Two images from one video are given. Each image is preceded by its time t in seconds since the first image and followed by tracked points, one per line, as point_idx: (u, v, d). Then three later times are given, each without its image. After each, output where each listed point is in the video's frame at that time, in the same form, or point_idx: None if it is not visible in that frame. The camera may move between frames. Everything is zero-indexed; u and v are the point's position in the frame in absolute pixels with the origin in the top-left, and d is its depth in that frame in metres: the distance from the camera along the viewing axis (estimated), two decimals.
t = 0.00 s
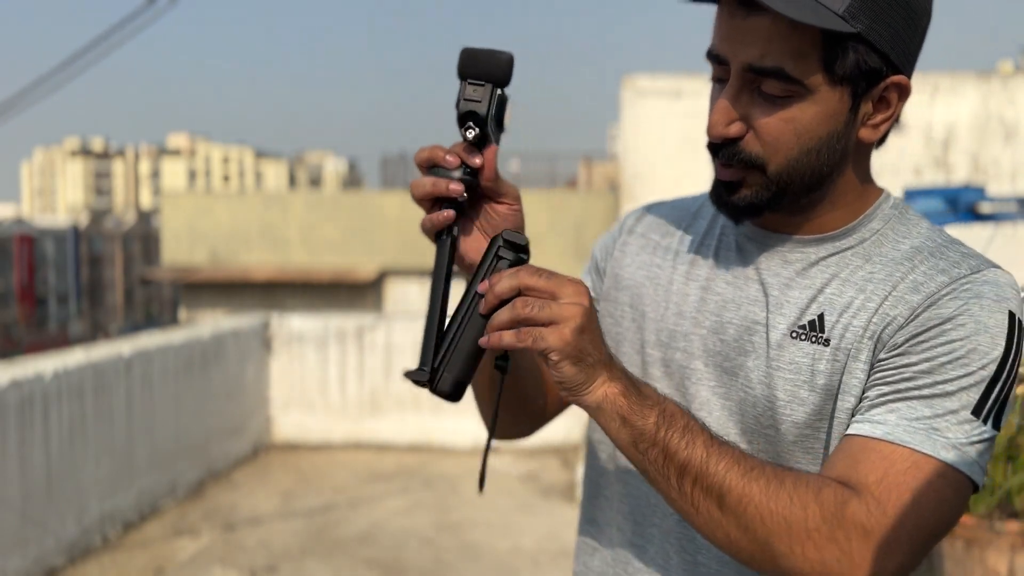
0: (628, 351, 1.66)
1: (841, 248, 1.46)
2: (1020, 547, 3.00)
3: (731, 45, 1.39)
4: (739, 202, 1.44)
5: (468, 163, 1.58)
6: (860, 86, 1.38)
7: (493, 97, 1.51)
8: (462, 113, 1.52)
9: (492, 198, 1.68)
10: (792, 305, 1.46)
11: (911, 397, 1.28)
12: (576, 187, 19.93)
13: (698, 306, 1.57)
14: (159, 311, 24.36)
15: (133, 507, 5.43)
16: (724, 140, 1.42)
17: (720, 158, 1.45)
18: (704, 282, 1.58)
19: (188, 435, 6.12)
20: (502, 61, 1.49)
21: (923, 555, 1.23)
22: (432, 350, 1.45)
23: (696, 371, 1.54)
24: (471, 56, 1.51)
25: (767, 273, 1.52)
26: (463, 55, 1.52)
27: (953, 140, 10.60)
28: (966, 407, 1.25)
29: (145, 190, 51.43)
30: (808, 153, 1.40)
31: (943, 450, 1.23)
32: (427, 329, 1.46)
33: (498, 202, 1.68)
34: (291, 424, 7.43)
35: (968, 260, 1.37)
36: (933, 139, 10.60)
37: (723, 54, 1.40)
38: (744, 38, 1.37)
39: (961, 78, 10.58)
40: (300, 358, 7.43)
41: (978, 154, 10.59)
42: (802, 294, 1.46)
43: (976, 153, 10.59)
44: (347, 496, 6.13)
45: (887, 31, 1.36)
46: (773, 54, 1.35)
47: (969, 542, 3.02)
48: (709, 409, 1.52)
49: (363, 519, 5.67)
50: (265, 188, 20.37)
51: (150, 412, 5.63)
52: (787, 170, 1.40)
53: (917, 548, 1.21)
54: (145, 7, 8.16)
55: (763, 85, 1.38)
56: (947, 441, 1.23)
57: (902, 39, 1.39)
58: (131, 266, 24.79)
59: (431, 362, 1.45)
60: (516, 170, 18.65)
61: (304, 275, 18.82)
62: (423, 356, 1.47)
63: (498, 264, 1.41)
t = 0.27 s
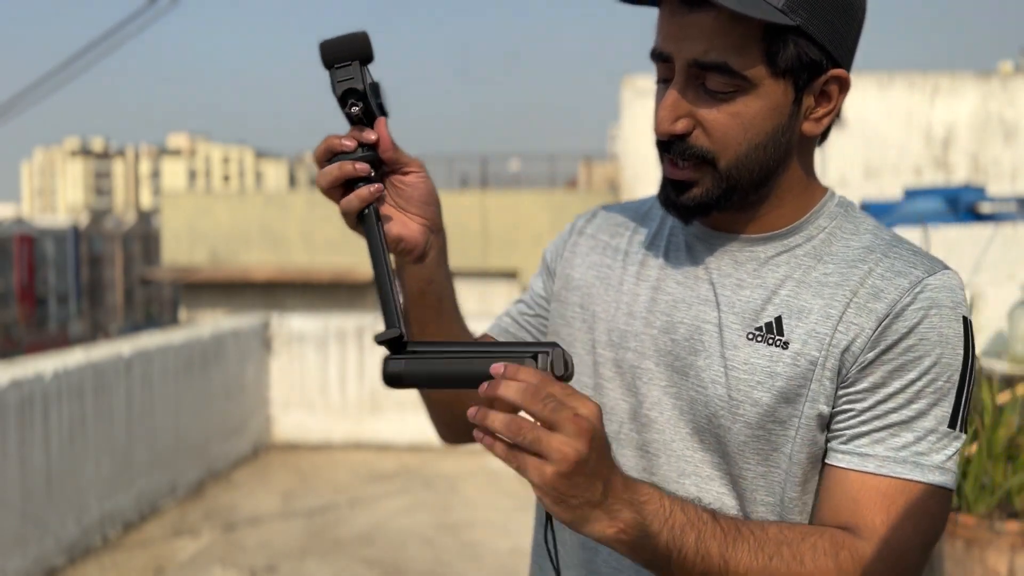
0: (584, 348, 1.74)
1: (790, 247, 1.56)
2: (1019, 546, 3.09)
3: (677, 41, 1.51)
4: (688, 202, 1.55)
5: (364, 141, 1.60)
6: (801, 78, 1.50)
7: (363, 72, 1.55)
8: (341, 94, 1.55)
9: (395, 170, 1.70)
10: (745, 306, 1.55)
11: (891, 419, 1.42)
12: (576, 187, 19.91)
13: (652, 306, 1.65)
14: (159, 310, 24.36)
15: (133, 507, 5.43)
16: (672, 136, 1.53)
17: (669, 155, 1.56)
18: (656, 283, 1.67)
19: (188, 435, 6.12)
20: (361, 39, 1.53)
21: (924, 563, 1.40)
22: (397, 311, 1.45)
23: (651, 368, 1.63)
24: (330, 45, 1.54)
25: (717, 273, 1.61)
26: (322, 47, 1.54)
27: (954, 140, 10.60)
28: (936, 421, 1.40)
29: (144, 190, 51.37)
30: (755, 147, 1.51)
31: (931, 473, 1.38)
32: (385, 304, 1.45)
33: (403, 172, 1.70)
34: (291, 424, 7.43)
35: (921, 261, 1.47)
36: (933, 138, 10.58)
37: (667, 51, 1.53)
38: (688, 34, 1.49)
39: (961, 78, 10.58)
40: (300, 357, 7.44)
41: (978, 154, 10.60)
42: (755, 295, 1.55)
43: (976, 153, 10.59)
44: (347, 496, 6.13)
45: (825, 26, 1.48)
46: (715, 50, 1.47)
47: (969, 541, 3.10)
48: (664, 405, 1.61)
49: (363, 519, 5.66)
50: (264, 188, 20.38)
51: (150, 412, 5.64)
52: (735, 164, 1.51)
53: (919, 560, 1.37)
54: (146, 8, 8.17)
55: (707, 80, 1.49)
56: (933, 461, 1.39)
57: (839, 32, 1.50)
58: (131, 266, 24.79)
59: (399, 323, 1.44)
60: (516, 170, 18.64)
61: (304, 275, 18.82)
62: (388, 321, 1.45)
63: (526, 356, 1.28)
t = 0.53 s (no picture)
0: (531, 356, 1.73)
1: (734, 253, 1.58)
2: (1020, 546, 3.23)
3: (618, 57, 1.50)
4: (639, 212, 1.54)
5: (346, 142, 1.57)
6: (743, 90, 1.52)
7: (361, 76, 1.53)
8: (339, 92, 1.50)
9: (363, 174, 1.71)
10: (695, 312, 1.57)
11: (850, 425, 1.45)
12: (576, 188, 19.92)
13: (600, 312, 1.66)
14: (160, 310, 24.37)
15: (134, 507, 5.43)
16: (618, 151, 1.52)
17: (618, 169, 1.55)
18: (604, 288, 1.68)
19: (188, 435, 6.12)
20: (362, 46, 1.54)
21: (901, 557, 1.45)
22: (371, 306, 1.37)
23: (598, 375, 1.63)
24: (331, 42, 1.52)
25: (665, 279, 1.62)
26: (323, 41, 1.51)
27: (955, 140, 10.60)
28: (890, 420, 1.44)
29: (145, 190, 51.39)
30: (701, 158, 1.52)
31: (900, 474, 1.42)
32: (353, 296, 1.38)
33: (371, 177, 1.72)
34: (291, 424, 7.44)
35: (863, 265, 1.50)
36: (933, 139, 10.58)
37: (610, 66, 1.52)
38: (631, 50, 1.49)
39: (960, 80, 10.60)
40: (300, 358, 7.44)
41: (978, 155, 10.60)
42: (703, 300, 1.57)
43: (976, 154, 10.60)
44: (347, 496, 6.13)
45: (763, 38, 1.50)
46: (658, 65, 1.47)
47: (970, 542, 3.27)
48: (613, 412, 1.61)
49: (364, 519, 5.67)
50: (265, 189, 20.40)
51: (150, 412, 5.64)
52: (683, 175, 1.51)
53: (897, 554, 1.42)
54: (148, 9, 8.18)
55: (651, 95, 1.49)
56: (899, 461, 1.42)
57: (775, 43, 1.53)
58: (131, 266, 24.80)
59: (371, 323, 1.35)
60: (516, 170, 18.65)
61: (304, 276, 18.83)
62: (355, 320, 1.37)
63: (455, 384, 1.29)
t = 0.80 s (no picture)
0: (505, 363, 1.74)
1: (699, 261, 1.58)
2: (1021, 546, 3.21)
3: (597, 71, 1.50)
4: (612, 223, 1.55)
5: (354, 143, 1.56)
6: (717, 107, 1.53)
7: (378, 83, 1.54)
8: (359, 95, 1.50)
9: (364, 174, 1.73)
10: (659, 317, 1.57)
11: (782, 416, 1.43)
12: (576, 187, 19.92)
13: (571, 319, 1.66)
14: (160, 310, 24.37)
15: (133, 508, 5.43)
16: (595, 165, 1.53)
17: (592, 182, 1.56)
18: (575, 296, 1.68)
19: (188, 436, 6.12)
20: (381, 56, 1.57)
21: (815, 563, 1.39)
22: (371, 305, 1.39)
23: (569, 382, 1.63)
24: (355, 46, 1.53)
25: (633, 287, 1.62)
26: (348, 45, 1.52)
27: (956, 140, 10.59)
28: (830, 420, 1.41)
29: (145, 189, 51.41)
30: (672, 172, 1.53)
31: (824, 470, 1.38)
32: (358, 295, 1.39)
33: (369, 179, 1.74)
34: (290, 424, 7.43)
35: (818, 272, 1.49)
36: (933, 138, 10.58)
37: (588, 77, 1.52)
38: (612, 65, 1.49)
39: (961, 79, 10.60)
40: (300, 358, 7.43)
41: (978, 154, 10.60)
42: (667, 306, 1.57)
43: (976, 153, 10.59)
44: (347, 496, 6.13)
45: (734, 54, 1.51)
46: (638, 80, 1.47)
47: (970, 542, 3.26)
48: (583, 419, 1.61)
49: (363, 519, 5.66)
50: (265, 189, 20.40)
51: (150, 412, 5.64)
52: (654, 190, 1.53)
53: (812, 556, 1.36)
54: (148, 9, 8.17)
55: (627, 109, 1.50)
56: (825, 458, 1.39)
57: (746, 60, 1.54)
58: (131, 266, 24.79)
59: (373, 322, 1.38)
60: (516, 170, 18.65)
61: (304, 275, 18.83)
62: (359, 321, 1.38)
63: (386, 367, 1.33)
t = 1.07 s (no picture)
0: (509, 361, 1.74)
1: (703, 261, 1.57)
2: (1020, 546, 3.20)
3: (612, 63, 1.50)
4: (620, 223, 1.55)
5: (364, 138, 1.57)
6: (727, 104, 1.54)
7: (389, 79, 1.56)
8: (369, 90, 1.51)
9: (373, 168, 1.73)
10: (661, 317, 1.57)
11: (775, 420, 1.43)
12: (576, 188, 19.94)
13: (575, 318, 1.66)
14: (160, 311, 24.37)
15: (133, 507, 5.43)
16: (605, 158, 1.53)
17: (599, 176, 1.56)
18: (580, 295, 1.68)
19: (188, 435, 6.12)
20: (393, 54, 1.61)
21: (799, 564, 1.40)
22: (372, 294, 1.40)
23: (572, 380, 1.63)
24: (368, 43, 1.56)
25: (638, 288, 1.62)
26: (361, 42, 1.56)
27: (955, 140, 10.59)
28: (824, 425, 1.42)
29: (145, 190, 51.41)
30: (680, 169, 1.53)
31: (816, 474, 1.39)
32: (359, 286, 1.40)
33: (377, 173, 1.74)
34: (291, 424, 7.43)
35: (822, 274, 1.49)
36: (933, 138, 10.56)
37: (602, 70, 1.52)
38: (625, 58, 1.49)
39: (961, 79, 10.60)
40: (300, 357, 7.43)
41: (978, 154, 10.60)
42: (669, 306, 1.57)
43: (976, 152, 10.59)
44: (347, 496, 6.13)
45: (747, 52, 1.52)
46: (652, 75, 1.48)
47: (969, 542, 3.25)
48: (584, 418, 1.60)
49: (363, 519, 5.66)
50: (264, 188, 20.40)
51: (150, 412, 5.64)
52: (662, 187, 1.53)
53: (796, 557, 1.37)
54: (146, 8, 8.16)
55: (640, 103, 1.50)
56: (817, 462, 1.40)
57: (757, 58, 1.55)
58: (131, 266, 24.81)
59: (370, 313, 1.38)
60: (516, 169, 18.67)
61: (304, 276, 18.83)
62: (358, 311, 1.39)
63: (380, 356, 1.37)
